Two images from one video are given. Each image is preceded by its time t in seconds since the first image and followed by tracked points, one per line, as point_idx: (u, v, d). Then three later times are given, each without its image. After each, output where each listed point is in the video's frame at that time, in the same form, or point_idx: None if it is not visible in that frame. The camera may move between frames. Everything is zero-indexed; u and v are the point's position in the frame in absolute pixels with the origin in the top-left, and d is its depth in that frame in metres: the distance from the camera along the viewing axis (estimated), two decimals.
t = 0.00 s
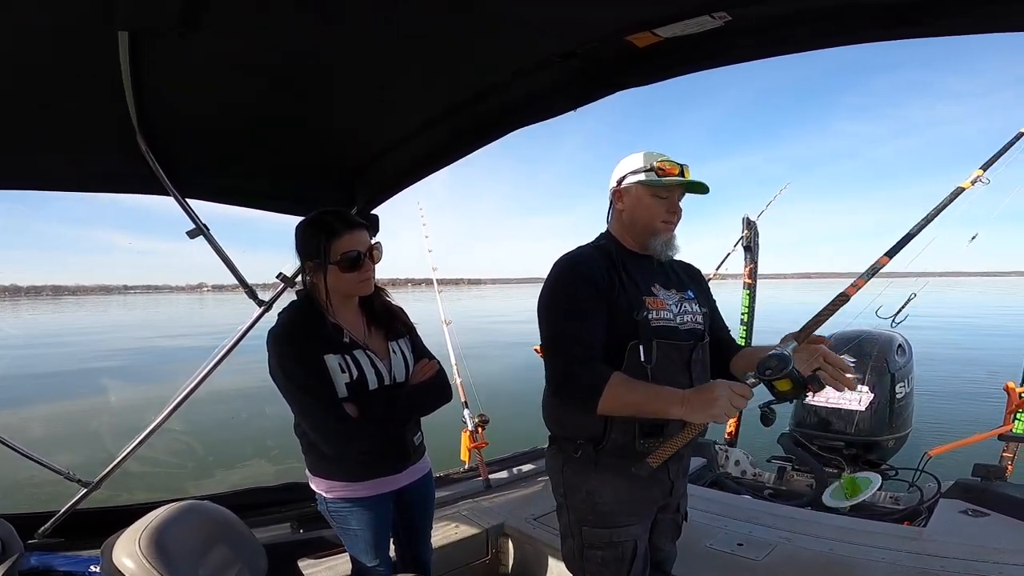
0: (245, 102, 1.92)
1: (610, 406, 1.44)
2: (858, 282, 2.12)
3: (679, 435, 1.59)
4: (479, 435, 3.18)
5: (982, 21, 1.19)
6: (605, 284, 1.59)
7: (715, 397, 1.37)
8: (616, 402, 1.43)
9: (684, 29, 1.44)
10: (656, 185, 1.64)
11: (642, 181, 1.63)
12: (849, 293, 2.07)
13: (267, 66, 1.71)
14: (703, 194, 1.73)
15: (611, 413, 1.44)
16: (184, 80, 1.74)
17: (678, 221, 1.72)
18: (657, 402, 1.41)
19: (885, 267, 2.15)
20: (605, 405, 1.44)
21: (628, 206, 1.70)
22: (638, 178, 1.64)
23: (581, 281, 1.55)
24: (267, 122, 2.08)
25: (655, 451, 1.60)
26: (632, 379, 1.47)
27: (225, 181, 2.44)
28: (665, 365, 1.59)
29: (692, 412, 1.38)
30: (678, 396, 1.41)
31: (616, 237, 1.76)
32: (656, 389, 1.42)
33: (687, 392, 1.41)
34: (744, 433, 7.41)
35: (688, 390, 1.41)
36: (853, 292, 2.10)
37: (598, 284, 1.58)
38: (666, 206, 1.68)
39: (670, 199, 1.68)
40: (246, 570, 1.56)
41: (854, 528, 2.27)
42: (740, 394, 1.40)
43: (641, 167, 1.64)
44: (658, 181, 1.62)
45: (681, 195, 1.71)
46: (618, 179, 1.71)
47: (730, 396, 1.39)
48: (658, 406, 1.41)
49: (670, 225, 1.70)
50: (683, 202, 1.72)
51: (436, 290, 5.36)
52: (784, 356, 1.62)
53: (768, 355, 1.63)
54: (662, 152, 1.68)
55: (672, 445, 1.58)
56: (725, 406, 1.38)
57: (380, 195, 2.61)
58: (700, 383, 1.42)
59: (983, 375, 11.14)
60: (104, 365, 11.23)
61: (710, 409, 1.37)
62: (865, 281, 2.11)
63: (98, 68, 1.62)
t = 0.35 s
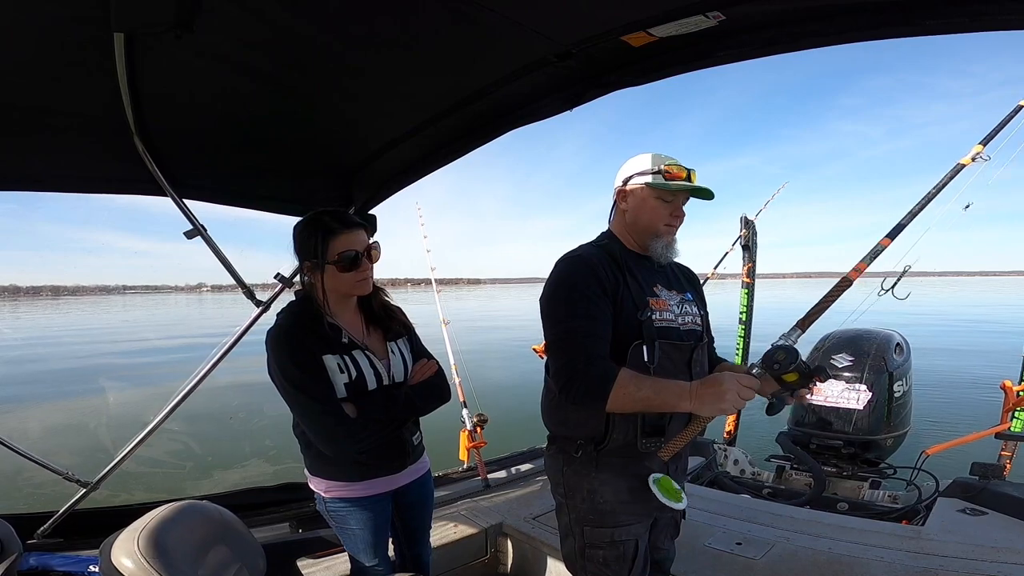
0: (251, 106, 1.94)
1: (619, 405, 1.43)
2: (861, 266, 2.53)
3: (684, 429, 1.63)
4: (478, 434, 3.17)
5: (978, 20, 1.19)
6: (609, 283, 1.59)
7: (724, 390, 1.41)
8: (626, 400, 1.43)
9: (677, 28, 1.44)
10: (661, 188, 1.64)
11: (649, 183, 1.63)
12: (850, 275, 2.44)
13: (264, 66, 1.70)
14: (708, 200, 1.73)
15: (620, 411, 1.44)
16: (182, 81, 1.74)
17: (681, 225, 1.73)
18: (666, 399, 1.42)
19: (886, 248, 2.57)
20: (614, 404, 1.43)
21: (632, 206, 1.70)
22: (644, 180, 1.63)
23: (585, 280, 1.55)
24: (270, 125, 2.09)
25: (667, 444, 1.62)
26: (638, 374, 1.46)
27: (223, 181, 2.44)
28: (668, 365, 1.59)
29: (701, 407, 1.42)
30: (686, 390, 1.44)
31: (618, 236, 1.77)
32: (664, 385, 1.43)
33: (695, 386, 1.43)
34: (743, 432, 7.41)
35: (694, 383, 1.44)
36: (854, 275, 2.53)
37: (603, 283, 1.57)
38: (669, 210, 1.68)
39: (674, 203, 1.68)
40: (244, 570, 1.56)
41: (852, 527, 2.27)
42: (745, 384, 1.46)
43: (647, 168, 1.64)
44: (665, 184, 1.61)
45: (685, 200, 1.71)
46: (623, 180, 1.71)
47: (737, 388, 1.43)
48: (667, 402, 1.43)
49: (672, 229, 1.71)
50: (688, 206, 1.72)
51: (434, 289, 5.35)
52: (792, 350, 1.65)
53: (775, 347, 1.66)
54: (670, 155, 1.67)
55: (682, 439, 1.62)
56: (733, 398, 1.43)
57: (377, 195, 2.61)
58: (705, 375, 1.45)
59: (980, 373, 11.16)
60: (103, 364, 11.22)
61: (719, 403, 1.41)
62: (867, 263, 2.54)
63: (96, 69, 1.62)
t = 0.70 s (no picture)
0: (253, 107, 1.94)
1: (634, 401, 1.44)
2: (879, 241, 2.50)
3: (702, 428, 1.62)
4: (489, 435, 3.17)
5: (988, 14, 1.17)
6: (621, 282, 1.59)
7: (744, 384, 1.39)
8: (641, 396, 1.43)
9: (685, 28, 1.43)
10: (673, 187, 1.63)
11: (661, 182, 1.63)
12: (867, 256, 2.36)
13: (270, 69, 1.71)
14: (721, 199, 1.73)
15: (636, 406, 1.44)
16: (191, 84, 1.76)
17: (693, 223, 1.72)
18: (682, 394, 1.42)
19: (905, 223, 2.53)
20: (629, 401, 1.44)
21: (643, 205, 1.70)
22: (657, 179, 1.63)
23: (597, 279, 1.55)
24: (272, 125, 2.09)
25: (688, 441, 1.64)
26: (653, 368, 1.46)
27: (234, 183, 2.46)
28: (682, 364, 1.58)
29: (721, 401, 1.40)
30: (703, 383, 1.43)
31: (630, 235, 1.77)
32: (680, 380, 1.42)
33: (712, 380, 1.42)
34: (756, 432, 7.34)
35: (712, 376, 1.43)
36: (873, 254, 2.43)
37: (615, 282, 1.57)
38: (682, 209, 1.67)
39: (686, 202, 1.67)
40: (257, 570, 1.58)
41: (866, 527, 2.25)
42: (768, 376, 1.43)
43: (661, 167, 1.63)
44: (677, 183, 1.61)
45: (698, 198, 1.70)
46: (635, 179, 1.71)
47: (758, 381, 1.40)
48: (684, 396, 1.42)
49: (684, 227, 1.70)
50: (700, 205, 1.71)
51: (443, 290, 5.37)
52: (812, 339, 1.64)
53: (794, 337, 1.65)
54: (682, 155, 1.66)
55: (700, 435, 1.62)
56: (755, 392, 1.41)
57: (387, 196, 2.62)
58: (724, 368, 1.44)
59: (997, 373, 11.01)
60: (118, 366, 11.36)
61: (739, 397, 1.39)
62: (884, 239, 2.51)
63: (106, 72, 1.64)
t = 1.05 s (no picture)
0: (250, 105, 1.94)
1: (638, 404, 1.44)
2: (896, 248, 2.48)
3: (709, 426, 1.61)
4: (494, 436, 3.18)
5: (994, 15, 1.17)
6: (627, 284, 1.59)
7: (752, 385, 1.36)
8: (644, 399, 1.43)
9: (696, 31, 1.44)
10: (679, 189, 1.63)
11: (666, 184, 1.63)
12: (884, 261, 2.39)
13: (276, 71, 1.73)
14: (727, 201, 1.73)
15: (641, 409, 1.44)
16: (198, 86, 1.78)
17: (699, 225, 1.73)
18: (688, 394, 1.41)
19: (925, 227, 2.50)
20: (634, 404, 1.44)
21: (649, 207, 1.71)
22: (662, 181, 1.63)
23: (603, 282, 1.56)
24: (272, 125, 2.09)
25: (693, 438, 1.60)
26: (659, 371, 1.46)
27: (241, 185, 2.48)
28: (688, 367, 1.59)
29: (728, 402, 1.38)
30: (711, 385, 1.41)
31: (636, 237, 1.78)
32: (686, 380, 1.41)
33: (719, 381, 1.40)
34: (762, 433, 7.32)
35: (720, 377, 1.41)
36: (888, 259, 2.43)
37: (622, 285, 1.58)
38: (688, 210, 1.67)
39: (693, 204, 1.67)
40: (265, 571, 1.59)
41: (872, 529, 2.24)
42: (776, 378, 1.41)
43: (665, 168, 1.63)
44: (683, 185, 1.61)
45: (704, 201, 1.71)
46: (640, 181, 1.71)
47: (766, 383, 1.38)
48: (690, 397, 1.41)
49: (690, 229, 1.71)
50: (706, 207, 1.72)
51: (449, 292, 5.38)
52: (828, 347, 1.58)
53: (810, 344, 1.59)
54: (688, 156, 1.66)
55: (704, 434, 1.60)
56: (763, 392, 1.38)
57: (394, 199, 2.63)
58: (732, 368, 1.41)
59: (1006, 374, 10.92)
60: (126, 368, 11.45)
61: (747, 399, 1.37)
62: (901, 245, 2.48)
63: (113, 74, 1.66)
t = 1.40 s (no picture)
0: (251, 105, 1.93)
1: (635, 403, 1.44)
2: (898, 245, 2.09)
3: (702, 425, 1.61)
4: (489, 436, 3.17)
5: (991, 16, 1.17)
6: (622, 284, 1.59)
7: (748, 385, 1.37)
8: (642, 398, 1.43)
9: (694, 30, 1.44)
10: (676, 187, 1.63)
11: (660, 182, 1.63)
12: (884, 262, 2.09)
13: (272, 70, 1.72)
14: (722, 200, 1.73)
15: (639, 407, 1.45)
16: (195, 85, 1.76)
17: (694, 223, 1.73)
18: (686, 393, 1.41)
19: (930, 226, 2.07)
20: (631, 403, 1.44)
21: (644, 205, 1.71)
22: (657, 179, 1.63)
23: (597, 281, 1.55)
24: (272, 125, 2.08)
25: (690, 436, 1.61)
26: (656, 369, 1.45)
27: (239, 185, 2.47)
28: (682, 366, 1.59)
29: (726, 401, 1.38)
30: (709, 382, 1.40)
31: (631, 235, 1.77)
32: (683, 378, 1.41)
33: (717, 378, 1.39)
34: (756, 432, 7.35)
35: (717, 374, 1.40)
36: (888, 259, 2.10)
37: (616, 284, 1.58)
38: (684, 209, 1.68)
39: (687, 202, 1.68)
40: (259, 571, 1.59)
41: (865, 528, 2.26)
42: (774, 377, 1.40)
43: (661, 167, 1.63)
44: (677, 183, 1.61)
45: (699, 199, 1.71)
46: (636, 179, 1.71)
47: (763, 382, 1.39)
48: (689, 395, 1.41)
49: (685, 228, 1.71)
50: (701, 206, 1.72)
51: (444, 291, 5.37)
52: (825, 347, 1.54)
53: (806, 343, 1.55)
54: (683, 154, 1.67)
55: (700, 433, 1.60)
56: (759, 391, 1.38)
57: (389, 198, 2.62)
58: (729, 367, 1.40)
59: (996, 373, 11.01)
60: (120, 367, 11.37)
61: (744, 397, 1.37)
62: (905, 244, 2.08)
63: (113, 74, 1.65)
